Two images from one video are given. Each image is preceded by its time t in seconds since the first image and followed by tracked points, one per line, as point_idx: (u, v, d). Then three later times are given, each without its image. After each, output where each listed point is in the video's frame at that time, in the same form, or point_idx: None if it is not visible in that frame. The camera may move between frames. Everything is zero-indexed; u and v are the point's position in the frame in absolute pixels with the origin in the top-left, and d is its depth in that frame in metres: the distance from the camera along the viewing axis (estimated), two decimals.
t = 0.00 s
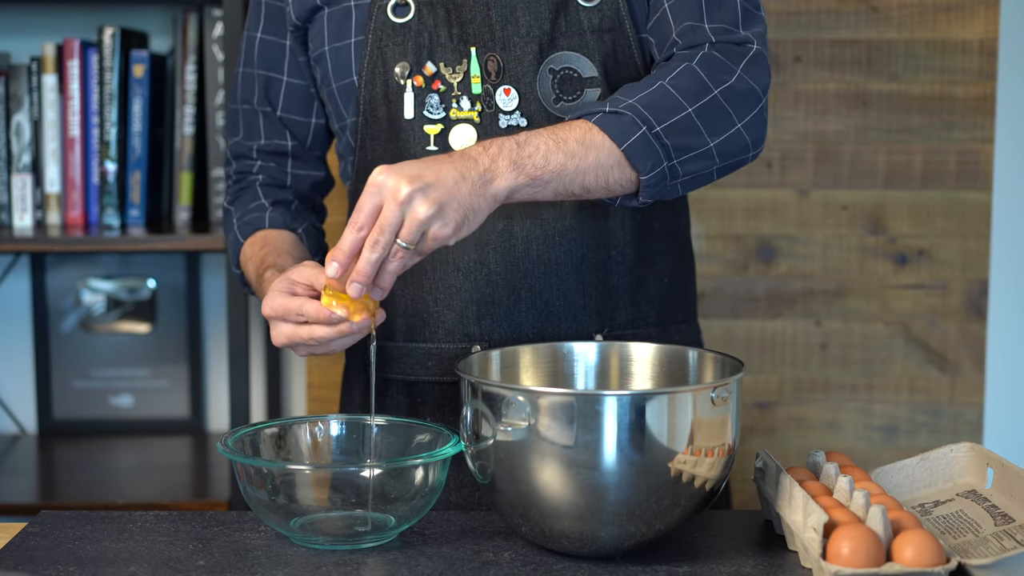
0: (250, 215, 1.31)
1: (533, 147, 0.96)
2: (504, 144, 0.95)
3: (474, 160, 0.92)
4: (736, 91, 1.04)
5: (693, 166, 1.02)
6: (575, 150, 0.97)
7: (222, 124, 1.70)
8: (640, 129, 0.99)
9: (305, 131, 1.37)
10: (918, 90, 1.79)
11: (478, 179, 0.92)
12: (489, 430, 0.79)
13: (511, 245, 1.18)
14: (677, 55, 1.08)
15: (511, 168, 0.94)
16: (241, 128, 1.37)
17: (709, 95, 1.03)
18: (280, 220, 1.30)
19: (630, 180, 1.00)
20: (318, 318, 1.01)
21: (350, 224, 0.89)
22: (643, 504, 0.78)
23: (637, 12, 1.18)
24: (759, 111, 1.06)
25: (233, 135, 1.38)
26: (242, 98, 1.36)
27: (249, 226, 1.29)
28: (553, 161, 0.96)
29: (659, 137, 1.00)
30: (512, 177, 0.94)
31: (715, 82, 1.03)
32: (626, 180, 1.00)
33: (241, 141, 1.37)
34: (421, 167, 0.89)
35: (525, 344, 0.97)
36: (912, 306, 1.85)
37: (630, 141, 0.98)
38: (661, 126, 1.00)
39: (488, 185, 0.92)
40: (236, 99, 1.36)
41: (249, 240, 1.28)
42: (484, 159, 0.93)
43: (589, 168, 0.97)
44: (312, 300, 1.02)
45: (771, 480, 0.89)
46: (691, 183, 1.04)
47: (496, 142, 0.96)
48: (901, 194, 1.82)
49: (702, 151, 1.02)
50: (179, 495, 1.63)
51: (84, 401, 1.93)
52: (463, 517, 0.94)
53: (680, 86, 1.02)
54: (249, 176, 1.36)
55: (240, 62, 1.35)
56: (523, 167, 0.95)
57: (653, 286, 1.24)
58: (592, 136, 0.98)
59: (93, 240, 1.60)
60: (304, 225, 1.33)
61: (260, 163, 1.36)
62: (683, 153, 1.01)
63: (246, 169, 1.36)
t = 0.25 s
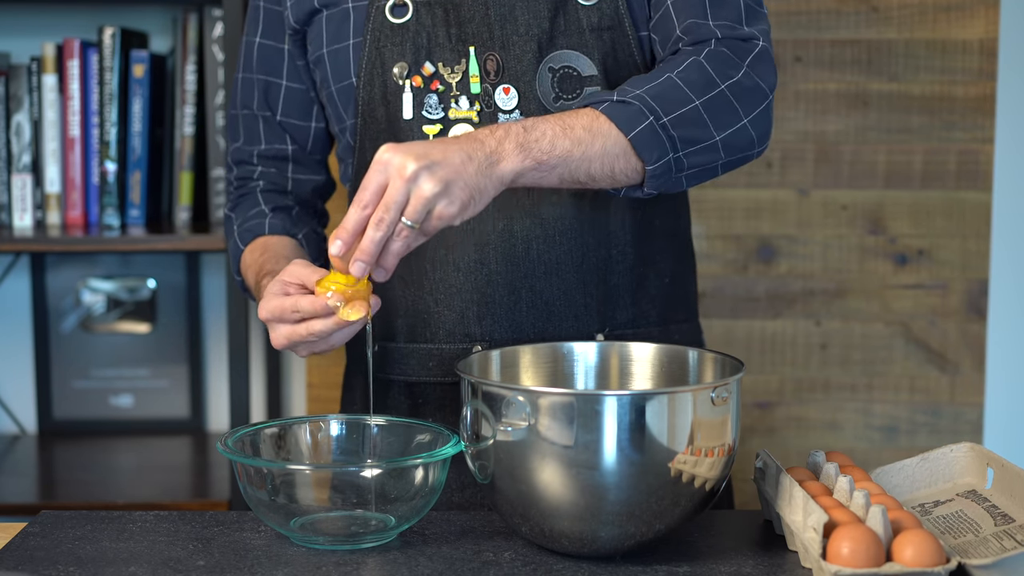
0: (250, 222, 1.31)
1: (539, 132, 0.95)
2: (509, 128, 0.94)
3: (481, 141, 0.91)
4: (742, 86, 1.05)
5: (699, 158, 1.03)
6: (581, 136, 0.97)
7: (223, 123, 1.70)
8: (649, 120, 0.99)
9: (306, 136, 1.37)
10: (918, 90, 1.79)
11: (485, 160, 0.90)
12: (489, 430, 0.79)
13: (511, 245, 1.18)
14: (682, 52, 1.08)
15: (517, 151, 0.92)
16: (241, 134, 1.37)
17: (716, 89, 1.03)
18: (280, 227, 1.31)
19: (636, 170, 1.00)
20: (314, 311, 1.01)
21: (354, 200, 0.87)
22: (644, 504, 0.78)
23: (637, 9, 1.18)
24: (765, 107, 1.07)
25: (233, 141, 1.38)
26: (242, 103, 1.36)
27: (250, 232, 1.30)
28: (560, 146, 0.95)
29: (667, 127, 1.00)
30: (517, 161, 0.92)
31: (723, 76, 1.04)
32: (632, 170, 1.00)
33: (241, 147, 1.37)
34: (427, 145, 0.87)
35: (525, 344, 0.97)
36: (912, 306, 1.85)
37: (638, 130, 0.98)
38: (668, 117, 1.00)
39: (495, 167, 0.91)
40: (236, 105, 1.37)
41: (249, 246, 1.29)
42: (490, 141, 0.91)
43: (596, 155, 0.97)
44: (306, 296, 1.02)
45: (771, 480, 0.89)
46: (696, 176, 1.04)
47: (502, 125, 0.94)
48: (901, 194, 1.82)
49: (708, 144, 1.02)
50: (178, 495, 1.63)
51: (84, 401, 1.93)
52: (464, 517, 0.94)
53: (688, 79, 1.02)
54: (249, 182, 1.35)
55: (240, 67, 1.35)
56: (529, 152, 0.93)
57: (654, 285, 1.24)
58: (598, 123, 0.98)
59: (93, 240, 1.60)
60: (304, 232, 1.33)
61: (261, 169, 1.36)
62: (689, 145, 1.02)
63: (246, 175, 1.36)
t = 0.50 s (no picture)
0: (243, 215, 1.30)
1: (573, 179, 0.87)
2: (544, 172, 0.86)
3: (516, 191, 0.83)
4: (755, 109, 1.00)
5: (714, 188, 0.98)
6: (613, 181, 0.90)
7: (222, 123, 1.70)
8: (670, 156, 0.93)
9: (301, 135, 1.37)
10: (918, 90, 1.79)
11: (520, 216, 0.83)
12: (489, 430, 0.79)
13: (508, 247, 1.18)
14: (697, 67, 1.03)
15: (551, 203, 0.85)
16: (238, 131, 1.37)
17: (732, 114, 0.98)
18: (273, 220, 1.29)
19: (655, 206, 0.94)
20: (302, 310, 1.00)
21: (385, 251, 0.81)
22: (643, 504, 0.78)
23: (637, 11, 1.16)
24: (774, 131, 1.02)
25: (230, 138, 1.38)
26: (238, 101, 1.36)
27: (242, 224, 1.29)
28: (591, 193, 0.88)
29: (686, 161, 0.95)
30: (550, 212, 0.85)
31: (738, 99, 0.99)
32: (650, 205, 0.94)
33: (238, 144, 1.37)
34: (463, 200, 0.80)
35: (525, 344, 0.97)
36: (912, 306, 1.85)
37: (659, 168, 0.93)
38: (687, 150, 0.95)
39: (528, 222, 0.84)
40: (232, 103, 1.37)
41: (240, 238, 1.28)
42: (526, 193, 0.83)
43: (623, 196, 0.91)
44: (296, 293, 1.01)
45: (771, 480, 0.89)
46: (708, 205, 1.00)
47: (537, 167, 0.86)
48: (901, 194, 1.82)
49: (722, 173, 0.98)
50: (178, 495, 1.63)
51: (84, 401, 1.93)
52: (464, 517, 0.94)
53: (705, 104, 0.97)
54: (244, 177, 1.36)
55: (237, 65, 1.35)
56: (563, 203, 0.86)
57: (652, 287, 1.23)
58: (627, 162, 0.91)
59: (93, 240, 1.60)
60: (297, 224, 1.31)
61: (256, 165, 1.36)
62: (705, 176, 0.97)
63: (241, 170, 1.36)
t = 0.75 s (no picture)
0: (235, 193, 1.30)
1: (564, 230, 0.93)
2: (539, 224, 0.91)
3: (514, 246, 0.88)
4: (750, 148, 1.05)
5: (704, 227, 1.04)
6: (601, 230, 0.96)
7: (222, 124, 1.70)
8: (663, 204, 1.00)
9: (295, 123, 1.36)
10: (918, 90, 1.79)
11: (514, 269, 0.88)
12: (489, 430, 0.79)
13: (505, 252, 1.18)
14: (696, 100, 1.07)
15: (540, 254, 0.92)
16: (233, 113, 1.36)
17: (727, 154, 1.03)
18: (266, 201, 1.30)
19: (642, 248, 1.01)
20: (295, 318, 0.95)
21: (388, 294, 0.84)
22: (643, 504, 0.78)
23: (643, 22, 1.16)
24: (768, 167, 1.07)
25: (225, 118, 1.38)
26: (236, 85, 1.36)
27: (235, 203, 1.29)
28: (578, 243, 0.95)
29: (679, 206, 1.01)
30: (538, 261, 0.92)
31: (734, 140, 1.03)
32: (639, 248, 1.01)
33: (232, 125, 1.37)
34: (471, 257, 0.84)
35: (525, 344, 0.97)
36: (912, 306, 1.85)
37: (654, 217, 0.99)
38: (681, 195, 1.01)
39: (519, 272, 0.90)
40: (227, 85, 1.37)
41: (233, 216, 1.28)
42: (524, 248, 0.89)
43: (610, 242, 0.97)
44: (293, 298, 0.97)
45: (771, 480, 0.89)
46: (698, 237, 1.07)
47: (533, 219, 0.91)
48: (901, 194, 1.82)
49: (712, 214, 1.04)
50: (179, 495, 1.63)
51: (84, 401, 1.93)
52: (463, 517, 0.93)
53: (702, 148, 1.02)
54: (237, 158, 1.35)
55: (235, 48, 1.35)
56: (551, 252, 0.93)
57: (647, 295, 1.23)
58: (616, 211, 0.98)
59: (93, 240, 1.60)
60: (289, 208, 1.32)
61: (249, 147, 1.35)
62: (696, 217, 1.03)
63: (234, 150, 1.36)
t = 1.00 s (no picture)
0: (236, 167, 1.29)
1: (561, 257, 0.95)
2: (538, 251, 0.93)
3: (511, 274, 0.90)
4: (750, 174, 1.05)
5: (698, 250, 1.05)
6: (597, 257, 0.98)
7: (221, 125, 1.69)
8: (660, 232, 1.00)
9: (295, 109, 1.33)
10: (918, 90, 1.79)
11: (509, 295, 0.90)
12: (489, 430, 0.79)
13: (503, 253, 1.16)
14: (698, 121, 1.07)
15: (534, 280, 0.93)
16: (232, 93, 1.33)
17: (727, 181, 1.03)
18: (267, 176, 1.28)
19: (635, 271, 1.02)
20: (291, 307, 0.94)
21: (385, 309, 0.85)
22: (644, 503, 0.78)
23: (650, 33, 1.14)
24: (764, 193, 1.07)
25: (224, 97, 1.34)
26: (236, 66, 1.32)
27: (235, 176, 1.28)
28: (572, 269, 0.97)
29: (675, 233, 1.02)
30: (531, 286, 0.94)
31: (734, 165, 1.03)
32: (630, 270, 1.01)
33: (231, 105, 1.33)
34: (472, 283, 0.85)
35: (525, 343, 0.97)
36: (912, 306, 1.85)
37: (650, 244, 1.00)
38: (677, 222, 1.01)
39: (514, 297, 0.92)
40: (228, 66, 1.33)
41: (233, 189, 1.27)
42: (520, 275, 0.90)
43: (605, 267, 0.99)
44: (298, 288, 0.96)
45: (771, 480, 0.89)
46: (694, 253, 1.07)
47: (532, 246, 0.93)
48: (901, 194, 1.82)
49: (707, 238, 1.05)
50: (179, 495, 1.63)
51: (84, 401, 1.93)
52: (463, 517, 0.93)
53: (701, 175, 1.02)
54: (235, 136, 1.32)
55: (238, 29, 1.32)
56: (545, 278, 0.95)
57: (645, 301, 1.19)
58: (614, 238, 0.99)
59: (93, 240, 1.60)
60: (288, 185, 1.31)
61: (248, 127, 1.32)
62: (691, 242, 1.04)
63: (232, 130, 1.32)
